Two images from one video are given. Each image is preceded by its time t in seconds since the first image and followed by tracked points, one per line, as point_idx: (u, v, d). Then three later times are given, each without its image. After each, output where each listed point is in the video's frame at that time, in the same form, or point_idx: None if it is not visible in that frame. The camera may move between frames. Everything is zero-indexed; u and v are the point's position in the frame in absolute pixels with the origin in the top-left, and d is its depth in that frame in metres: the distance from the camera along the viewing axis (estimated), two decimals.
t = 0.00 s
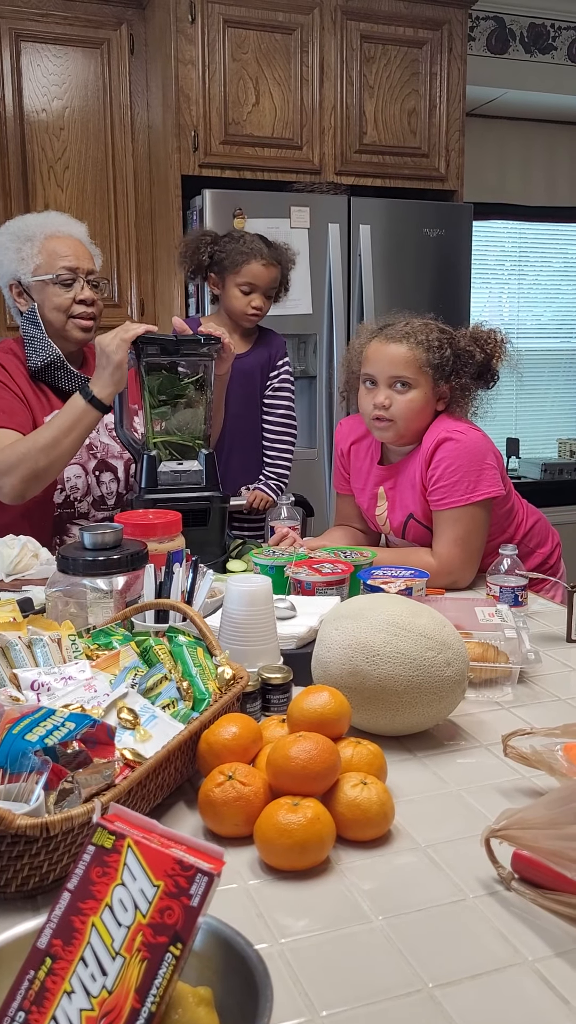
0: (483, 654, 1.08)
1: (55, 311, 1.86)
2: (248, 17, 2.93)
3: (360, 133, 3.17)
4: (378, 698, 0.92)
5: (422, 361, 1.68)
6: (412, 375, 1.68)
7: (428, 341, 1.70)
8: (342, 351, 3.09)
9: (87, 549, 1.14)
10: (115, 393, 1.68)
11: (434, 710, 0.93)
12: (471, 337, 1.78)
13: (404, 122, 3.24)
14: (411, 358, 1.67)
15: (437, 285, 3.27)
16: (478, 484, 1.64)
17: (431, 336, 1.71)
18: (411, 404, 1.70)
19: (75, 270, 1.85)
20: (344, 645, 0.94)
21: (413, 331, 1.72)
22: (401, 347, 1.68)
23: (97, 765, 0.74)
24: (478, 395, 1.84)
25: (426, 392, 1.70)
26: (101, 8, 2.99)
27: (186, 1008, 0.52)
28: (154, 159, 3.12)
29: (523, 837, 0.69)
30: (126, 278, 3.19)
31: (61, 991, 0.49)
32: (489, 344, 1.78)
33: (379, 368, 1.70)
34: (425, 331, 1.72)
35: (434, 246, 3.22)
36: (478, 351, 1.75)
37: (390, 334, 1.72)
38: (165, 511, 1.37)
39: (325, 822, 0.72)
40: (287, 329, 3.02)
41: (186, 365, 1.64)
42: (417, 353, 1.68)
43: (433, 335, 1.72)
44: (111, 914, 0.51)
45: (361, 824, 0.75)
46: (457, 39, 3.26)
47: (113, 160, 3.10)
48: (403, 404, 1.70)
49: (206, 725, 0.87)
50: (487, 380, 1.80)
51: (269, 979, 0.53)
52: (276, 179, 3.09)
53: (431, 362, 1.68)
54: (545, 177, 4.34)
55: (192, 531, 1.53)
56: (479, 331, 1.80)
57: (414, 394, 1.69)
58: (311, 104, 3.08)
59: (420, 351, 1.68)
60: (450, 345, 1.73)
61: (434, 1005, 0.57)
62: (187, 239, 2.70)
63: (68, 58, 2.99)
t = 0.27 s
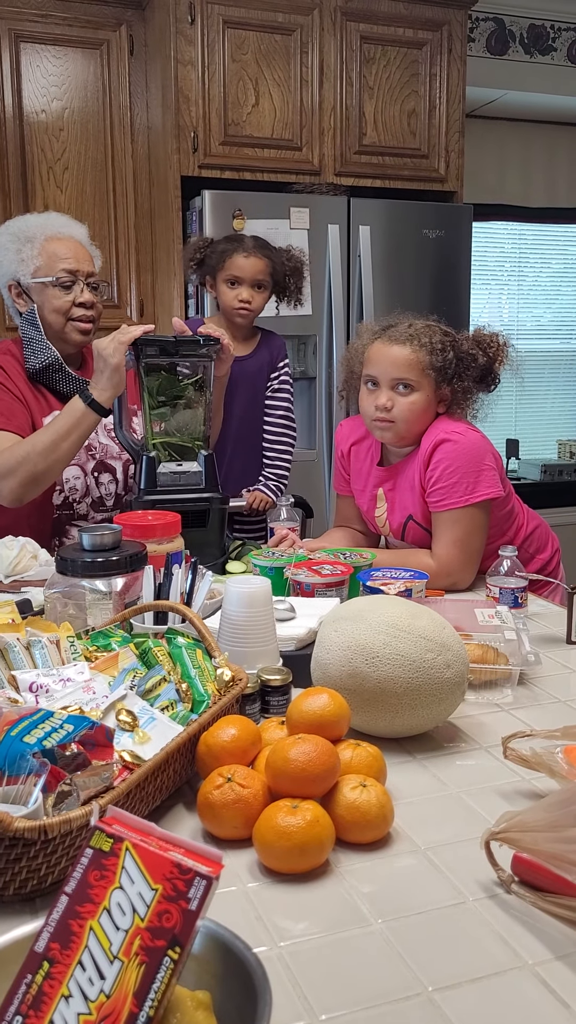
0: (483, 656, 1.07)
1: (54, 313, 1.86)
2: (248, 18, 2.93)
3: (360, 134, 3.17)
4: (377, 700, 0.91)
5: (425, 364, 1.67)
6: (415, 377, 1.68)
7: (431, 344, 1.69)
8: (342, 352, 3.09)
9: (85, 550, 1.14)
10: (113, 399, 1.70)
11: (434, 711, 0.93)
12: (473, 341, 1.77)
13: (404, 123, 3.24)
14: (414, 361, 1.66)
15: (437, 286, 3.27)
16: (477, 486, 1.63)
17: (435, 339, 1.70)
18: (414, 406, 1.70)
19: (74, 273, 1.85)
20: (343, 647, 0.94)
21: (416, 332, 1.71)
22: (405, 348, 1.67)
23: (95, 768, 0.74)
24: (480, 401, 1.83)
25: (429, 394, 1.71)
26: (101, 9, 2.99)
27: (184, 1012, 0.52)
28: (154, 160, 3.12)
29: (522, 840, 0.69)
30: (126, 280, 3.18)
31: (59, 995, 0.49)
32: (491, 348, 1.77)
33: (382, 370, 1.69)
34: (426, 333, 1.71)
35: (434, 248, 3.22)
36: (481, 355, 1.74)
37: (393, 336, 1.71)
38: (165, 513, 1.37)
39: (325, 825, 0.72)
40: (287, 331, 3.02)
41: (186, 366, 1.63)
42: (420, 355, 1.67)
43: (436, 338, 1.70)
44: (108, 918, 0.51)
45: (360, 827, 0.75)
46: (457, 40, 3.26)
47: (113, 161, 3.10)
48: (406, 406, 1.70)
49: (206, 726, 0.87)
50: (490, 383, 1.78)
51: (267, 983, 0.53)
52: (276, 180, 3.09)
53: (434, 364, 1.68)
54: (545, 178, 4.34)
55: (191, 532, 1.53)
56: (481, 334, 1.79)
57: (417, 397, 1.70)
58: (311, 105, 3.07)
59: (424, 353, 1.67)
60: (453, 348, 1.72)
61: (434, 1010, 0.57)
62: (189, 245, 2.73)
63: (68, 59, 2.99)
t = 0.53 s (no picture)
0: (482, 658, 1.07)
1: (55, 312, 1.87)
2: (248, 21, 2.93)
3: (359, 137, 3.17)
4: (376, 702, 0.91)
5: (425, 367, 1.67)
6: (415, 380, 1.68)
7: (431, 347, 1.69)
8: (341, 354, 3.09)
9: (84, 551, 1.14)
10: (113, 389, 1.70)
11: (433, 714, 0.93)
12: (472, 343, 1.76)
13: (403, 125, 3.24)
14: (414, 364, 1.66)
15: (436, 288, 3.27)
16: (475, 488, 1.63)
17: (434, 342, 1.69)
18: (413, 409, 1.70)
19: (73, 272, 1.86)
20: (342, 649, 0.94)
21: (416, 335, 1.71)
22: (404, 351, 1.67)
23: (93, 771, 0.74)
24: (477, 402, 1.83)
25: (429, 397, 1.71)
26: (101, 12, 2.99)
27: (182, 1015, 0.52)
28: (154, 163, 3.12)
29: (520, 843, 0.69)
30: (125, 282, 3.19)
31: (56, 997, 0.49)
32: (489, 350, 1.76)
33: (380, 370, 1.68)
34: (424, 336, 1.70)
35: (433, 250, 3.22)
36: (480, 357, 1.73)
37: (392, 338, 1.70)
38: (164, 514, 1.37)
39: (323, 828, 0.72)
40: (287, 333, 3.02)
41: (185, 367, 1.63)
42: (420, 357, 1.67)
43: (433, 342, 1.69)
44: (106, 921, 0.51)
45: (359, 830, 0.75)
46: (456, 43, 3.27)
47: (112, 163, 3.10)
48: (405, 409, 1.70)
49: (204, 729, 0.87)
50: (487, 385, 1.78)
51: (265, 985, 0.53)
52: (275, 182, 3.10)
53: (434, 368, 1.68)
54: (544, 180, 4.34)
55: (190, 533, 1.53)
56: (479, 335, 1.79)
57: (417, 399, 1.70)
58: (310, 107, 3.08)
59: (424, 356, 1.67)
60: (452, 351, 1.71)
61: (431, 1013, 0.57)
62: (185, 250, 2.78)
63: (68, 62, 2.99)
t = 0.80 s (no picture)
0: (481, 658, 1.07)
1: (58, 314, 1.86)
2: (248, 21, 2.93)
3: (359, 137, 3.17)
4: (375, 703, 0.91)
5: (423, 372, 1.67)
6: (412, 388, 1.67)
7: (428, 350, 1.68)
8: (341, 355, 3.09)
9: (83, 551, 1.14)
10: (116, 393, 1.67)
11: (432, 714, 0.93)
12: (467, 344, 1.74)
13: (403, 126, 3.24)
14: (412, 369, 1.66)
15: (436, 288, 3.27)
16: (475, 488, 1.63)
17: (430, 348, 1.69)
18: (413, 418, 1.70)
19: (79, 273, 1.85)
20: (341, 650, 0.94)
21: (414, 337, 1.70)
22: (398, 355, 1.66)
23: (92, 771, 0.74)
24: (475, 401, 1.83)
25: (427, 405, 1.70)
26: (101, 13, 3.00)
27: (181, 1015, 0.52)
28: (153, 163, 3.12)
29: (520, 843, 0.69)
30: (125, 282, 3.19)
31: (55, 997, 0.49)
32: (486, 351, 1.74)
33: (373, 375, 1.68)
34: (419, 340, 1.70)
35: (433, 250, 3.22)
36: (476, 359, 1.72)
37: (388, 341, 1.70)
38: (163, 515, 1.37)
39: (322, 828, 0.72)
40: (287, 334, 3.03)
41: (184, 368, 1.64)
42: (419, 361, 1.67)
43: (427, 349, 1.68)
44: (105, 921, 0.51)
45: (358, 830, 0.75)
46: (456, 43, 3.27)
47: (112, 164, 3.10)
48: (405, 417, 1.70)
49: (203, 729, 0.87)
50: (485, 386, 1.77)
51: (264, 986, 0.53)
52: (275, 183, 3.10)
53: (432, 372, 1.68)
54: (544, 181, 4.34)
55: (190, 534, 1.54)
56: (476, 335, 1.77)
57: (416, 406, 1.69)
58: (310, 108, 3.08)
59: (422, 360, 1.67)
60: (448, 353, 1.71)
61: (431, 1013, 0.57)
62: (185, 251, 2.80)
63: (68, 63, 2.99)
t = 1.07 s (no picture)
0: (482, 659, 1.07)
1: (55, 315, 1.86)
2: (247, 22, 2.93)
3: (359, 138, 3.17)
4: (376, 703, 0.91)
5: (419, 375, 1.67)
6: (404, 395, 1.67)
7: (423, 354, 1.68)
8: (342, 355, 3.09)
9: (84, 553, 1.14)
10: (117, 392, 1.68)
11: (433, 714, 0.93)
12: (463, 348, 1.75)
13: (403, 126, 3.25)
14: (408, 373, 1.66)
15: (436, 288, 3.27)
16: (473, 489, 1.63)
17: (425, 351, 1.69)
18: (407, 424, 1.70)
19: (77, 276, 1.86)
20: (342, 650, 0.94)
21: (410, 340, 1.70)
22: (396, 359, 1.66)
23: (94, 772, 0.74)
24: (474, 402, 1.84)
25: (420, 408, 1.70)
26: (100, 14, 3.00)
27: (183, 1016, 0.52)
28: (153, 164, 3.13)
29: (521, 843, 0.69)
30: (126, 283, 3.19)
31: (57, 998, 0.49)
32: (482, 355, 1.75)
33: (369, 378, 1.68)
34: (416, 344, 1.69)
35: (433, 251, 3.22)
36: (470, 364, 1.73)
37: (385, 344, 1.70)
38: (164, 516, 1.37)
39: (323, 829, 0.72)
40: (287, 335, 3.03)
41: (184, 368, 1.64)
42: (414, 365, 1.67)
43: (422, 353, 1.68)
44: (106, 922, 0.51)
45: (359, 831, 0.75)
46: (456, 44, 3.27)
47: (112, 165, 3.10)
48: (398, 424, 1.70)
49: (204, 730, 0.87)
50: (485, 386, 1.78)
51: (265, 986, 0.53)
52: (275, 184, 3.10)
53: (425, 378, 1.68)
54: (544, 182, 4.34)
55: (190, 535, 1.54)
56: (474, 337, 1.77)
57: (409, 413, 1.69)
58: (310, 109, 3.08)
59: (418, 364, 1.67)
60: (443, 358, 1.71)
61: (433, 1013, 0.56)
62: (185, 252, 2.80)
63: (68, 64, 2.99)
